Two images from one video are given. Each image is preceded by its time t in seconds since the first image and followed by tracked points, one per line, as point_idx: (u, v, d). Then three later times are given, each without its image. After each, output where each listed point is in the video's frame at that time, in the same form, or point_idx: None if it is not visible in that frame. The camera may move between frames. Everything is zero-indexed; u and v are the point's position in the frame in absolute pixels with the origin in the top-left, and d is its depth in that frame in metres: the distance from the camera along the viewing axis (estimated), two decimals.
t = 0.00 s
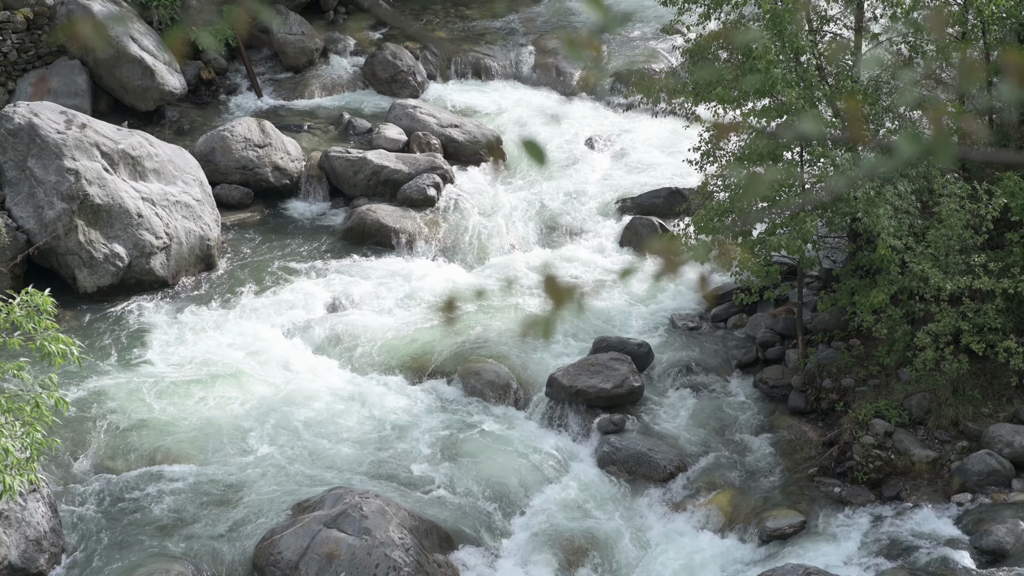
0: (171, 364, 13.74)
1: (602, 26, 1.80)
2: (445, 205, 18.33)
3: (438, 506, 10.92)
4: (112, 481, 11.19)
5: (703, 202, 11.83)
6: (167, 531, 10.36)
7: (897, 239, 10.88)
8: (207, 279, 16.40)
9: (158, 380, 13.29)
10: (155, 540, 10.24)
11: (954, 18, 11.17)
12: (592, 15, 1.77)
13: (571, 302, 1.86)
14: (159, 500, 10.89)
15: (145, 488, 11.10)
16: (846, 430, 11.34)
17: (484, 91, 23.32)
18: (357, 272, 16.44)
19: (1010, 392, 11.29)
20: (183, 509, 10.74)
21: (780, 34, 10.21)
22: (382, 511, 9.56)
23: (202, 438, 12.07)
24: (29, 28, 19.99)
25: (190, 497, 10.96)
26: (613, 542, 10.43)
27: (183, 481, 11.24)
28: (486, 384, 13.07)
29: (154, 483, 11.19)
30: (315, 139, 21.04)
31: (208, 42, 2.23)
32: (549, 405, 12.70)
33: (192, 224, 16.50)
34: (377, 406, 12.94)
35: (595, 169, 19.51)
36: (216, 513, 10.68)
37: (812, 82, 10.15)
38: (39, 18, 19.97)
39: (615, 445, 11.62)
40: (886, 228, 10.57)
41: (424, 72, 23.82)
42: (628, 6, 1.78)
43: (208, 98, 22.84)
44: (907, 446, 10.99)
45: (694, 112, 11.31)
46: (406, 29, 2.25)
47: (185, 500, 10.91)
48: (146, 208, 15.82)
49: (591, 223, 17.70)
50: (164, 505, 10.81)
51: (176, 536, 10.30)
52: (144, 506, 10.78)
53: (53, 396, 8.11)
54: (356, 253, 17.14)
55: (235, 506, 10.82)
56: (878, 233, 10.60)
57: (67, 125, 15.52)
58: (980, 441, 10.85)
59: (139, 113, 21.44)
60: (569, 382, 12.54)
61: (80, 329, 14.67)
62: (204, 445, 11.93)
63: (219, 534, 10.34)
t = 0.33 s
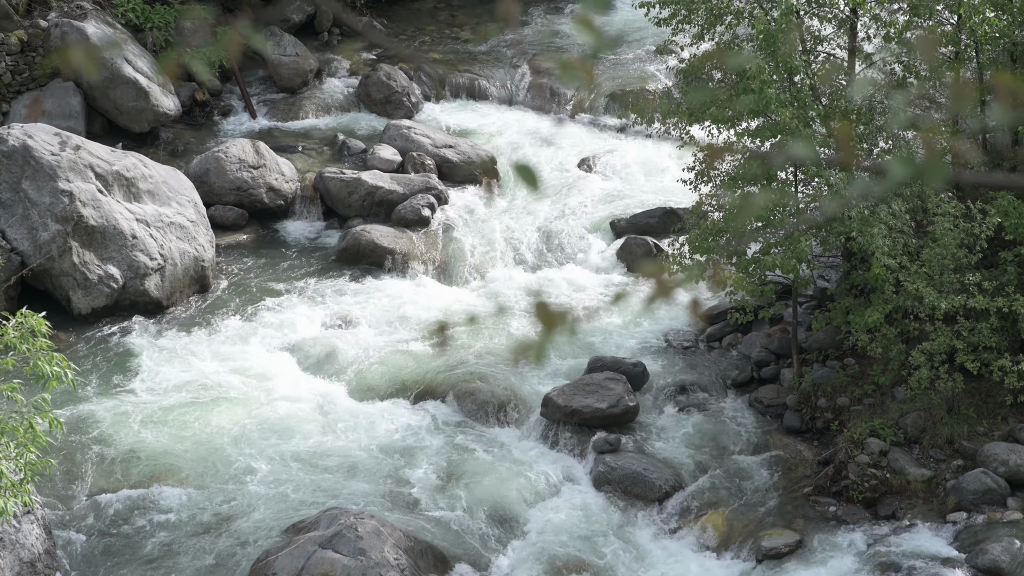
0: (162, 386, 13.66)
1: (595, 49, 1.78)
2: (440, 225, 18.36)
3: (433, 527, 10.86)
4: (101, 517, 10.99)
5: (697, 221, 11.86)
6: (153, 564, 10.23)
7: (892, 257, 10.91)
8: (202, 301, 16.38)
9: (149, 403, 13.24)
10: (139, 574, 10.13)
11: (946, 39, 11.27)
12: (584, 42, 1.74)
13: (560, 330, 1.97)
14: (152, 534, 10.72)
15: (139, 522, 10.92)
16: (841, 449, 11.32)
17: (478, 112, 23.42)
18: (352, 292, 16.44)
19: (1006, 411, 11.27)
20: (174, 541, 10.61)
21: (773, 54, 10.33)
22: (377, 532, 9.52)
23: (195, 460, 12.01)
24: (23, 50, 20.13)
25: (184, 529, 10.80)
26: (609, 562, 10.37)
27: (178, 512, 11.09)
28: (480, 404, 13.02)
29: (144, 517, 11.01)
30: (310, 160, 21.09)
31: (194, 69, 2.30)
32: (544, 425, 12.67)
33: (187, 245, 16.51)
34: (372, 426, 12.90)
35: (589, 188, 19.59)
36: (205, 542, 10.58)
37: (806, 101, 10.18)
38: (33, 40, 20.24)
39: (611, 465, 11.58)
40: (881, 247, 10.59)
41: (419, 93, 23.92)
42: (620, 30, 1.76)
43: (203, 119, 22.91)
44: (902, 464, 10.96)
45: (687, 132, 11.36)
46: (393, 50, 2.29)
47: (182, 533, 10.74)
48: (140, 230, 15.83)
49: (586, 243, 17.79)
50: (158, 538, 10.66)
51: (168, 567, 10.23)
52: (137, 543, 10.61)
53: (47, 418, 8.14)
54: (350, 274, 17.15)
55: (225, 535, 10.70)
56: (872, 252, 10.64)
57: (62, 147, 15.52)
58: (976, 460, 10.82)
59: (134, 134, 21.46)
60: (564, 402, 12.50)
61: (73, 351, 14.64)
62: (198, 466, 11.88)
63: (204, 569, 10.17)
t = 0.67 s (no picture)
0: (153, 399, 13.62)
1: (586, 60, 1.77)
2: (434, 236, 18.38)
3: (427, 538, 10.81)
4: (90, 545, 10.71)
5: (691, 232, 11.89)
6: None
7: (885, 267, 10.94)
8: (195, 313, 16.36)
9: (142, 415, 13.20)
10: None
11: (938, 49, 11.39)
12: (575, 53, 1.73)
13: (551, 347, 1.99)
14: (145, 559, 10.49)
15: (130, 547, 10.66)
16: (835, 459, 11.32)
17: (473, 123, 23.47)
18: (345, 304, 16.43)
19: (1000, 421, 11.29)
20: (165, 566, 10.39)
21: (766, 64, 10.38)
22: (371, 544, 9.49)
23: (190, 471, 11.99)
24: (15, 61, 20.12)
25: (176, 552, 10.57)
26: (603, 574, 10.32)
27: (171, 528, 10.97)
28: (475, 415, 12.99)
29: (134, 543, 10.74)
30: (304, 172, 21.10)
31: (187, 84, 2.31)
32: (538, 436, 12.65)
33: (180, 257, 16.50)
34: (366, 438, 12.87)
35: (584, 198, 19.65)
36: (190, 564, 10.37)
37: (799, 111, 10.27)
38: (26, 52, 20.27)
39: (605, 476, 11.55)
40: (874, 257, 10.64)
41: (412, 105, 23.95)
42: (611, 42, 1.75)
43: (196, 131, 22.93)
44: (896, 474, 10.97)
45: (680, 142, 11.40)
46: (385, 63, 2.29)
47: (172, 558, 10.49)
48: (133, 242, 15.82)
49: (580, 254, 17.86)
50: (151, 562, 10.44)
51: None
52: (128, 569, 10.36)
53: (40, 430, 8.25)
54: (344, 285, 17.14)
55: (210, 557, 10.48)
56: (866, 262, 10.68)
57: (54, 159, 15.48)
58: (970, 469, 10.83)
59: (127, 146, 21.48)
60: (558, 413, 12.49)
61: (67, 363, 14.60)
62: (192, 478, 11.84)
63: None
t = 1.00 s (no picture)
0: (145, 411, 13.59)
1: (578, 71, 1.78)
2: (429, 248, 18.39)
3: (422, 550, 10.77)
4: (87, 571, 10.46)
5: (685, 242, 11.92)
6: None
7: (880, 277, 10.97)
8: (190, 324, 16.34)
9: (137, 427, 13.17)
10: None
11: (932, 58, 11.48)
12: (568, 64, 1.74)
13: (544, 360, 2.00)
14: None
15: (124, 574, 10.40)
16: (831, 469, 11.31)
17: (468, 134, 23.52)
18: (340, 315, 16.41)
19: (995, 430, 11.28)
20: None
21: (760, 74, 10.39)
22: (366, 555, 9.45)
23: (187, 482, 11.98)
24: (10, 73, 20.12)
25: None
26: None
27: (167, 543, 10.90)
28: (470, 426, 12.96)
29: (126, 568, 10.51)
30: (299, 183, 21.09)
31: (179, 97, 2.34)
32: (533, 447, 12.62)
33: (174, 268, 16.49)
34: (361, 449, 12.84)
35: (579, 208, 19.71)
36: None
37: (792, 121, 10.38)
38: (20, 64, 20.29)
39: (601, 486, 11.53)
40: (868, 267, 10.66)
41: (406, 115, 23.96)
42: (600, 53, 1.76)
43: (190, 142, 22.96)
44: (892, 484, 10.96)
45: (675, 152, 11.44)
46: (377, 73, 2.31)
47: None
48: (128, 253, 15.82)
49: (575, 264, 17.88)
50: None
51: None
52: None
53: (35, 442, 8.23)
54: (339, 296, 17.13)
55: None
56: (861, 272, 10.71)
57: (49, 171, 15.46)
58: (965, 479, 10.82)
59: (122, 158, 21.49)
60: (553, 424, 12.48)
61: (61, 375, 14.55)
62: (186, 490, 11.81)
63: None
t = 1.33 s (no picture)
0: (145, 432, 13.55)
1: (573, 93, 1.81)
2: (428, 268, 18.42)
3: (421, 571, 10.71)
4: None
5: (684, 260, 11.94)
6: None
7: (879, 295, 10.99)
8: (190, 345, 16.33)
9: (136, 448, 13.14)
10: None
11: (929, 76, 11.61)
12: (563, 84, 1.76)
13: (538, 382, 2.04)
14: None
15: None
16: (831, 488, 11.27)
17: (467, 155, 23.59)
18: (339, 335, 16.40)
19: (995, 448, 11.25)
20: None
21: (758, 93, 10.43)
22: None
23: (185, 504, 11.96)
24: (8, 95, 20.22)
25: None
26: None
27: (166, 565, 10.85)
28: (470, 446, 12.91)
29: None
30: (298, 203, 21.14)
31: (175, 118, 2.38)
32: (534, 466, 12.56)
33: (174, 289, 16.50)
34: (360, 470, 12.80)
35: (578, 229, 19.77)
36: None
37: (792, 139, 10.38)
38: (19, 86, 20.41)
39: (601, 506, 11.48)
40: (867, 285, 10.67)
41: (405, 135, 24.02)
42: (597, 75, 1.79)
43: (190, 163, 23.05)
44: (892, 503, 10.90)
45: (674, 171, 11.48)
46: (368, 91, 2.33)
47: None
48: (127, 274, 15.84)
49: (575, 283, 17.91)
50: None
51: None
52: None
53: (35, 463, 8.26)
54: (337, 316, 17.11)
55: None
56: (860, 290, 10.72)
57: (48, 192, 15.50)
58: (966, 498, 10.78)
59: (121, 179, 21.57)
60: (553, 443, 12.43)
61: (60, 396, 14.52)
62: (185, 511, 11.77)
63: None
